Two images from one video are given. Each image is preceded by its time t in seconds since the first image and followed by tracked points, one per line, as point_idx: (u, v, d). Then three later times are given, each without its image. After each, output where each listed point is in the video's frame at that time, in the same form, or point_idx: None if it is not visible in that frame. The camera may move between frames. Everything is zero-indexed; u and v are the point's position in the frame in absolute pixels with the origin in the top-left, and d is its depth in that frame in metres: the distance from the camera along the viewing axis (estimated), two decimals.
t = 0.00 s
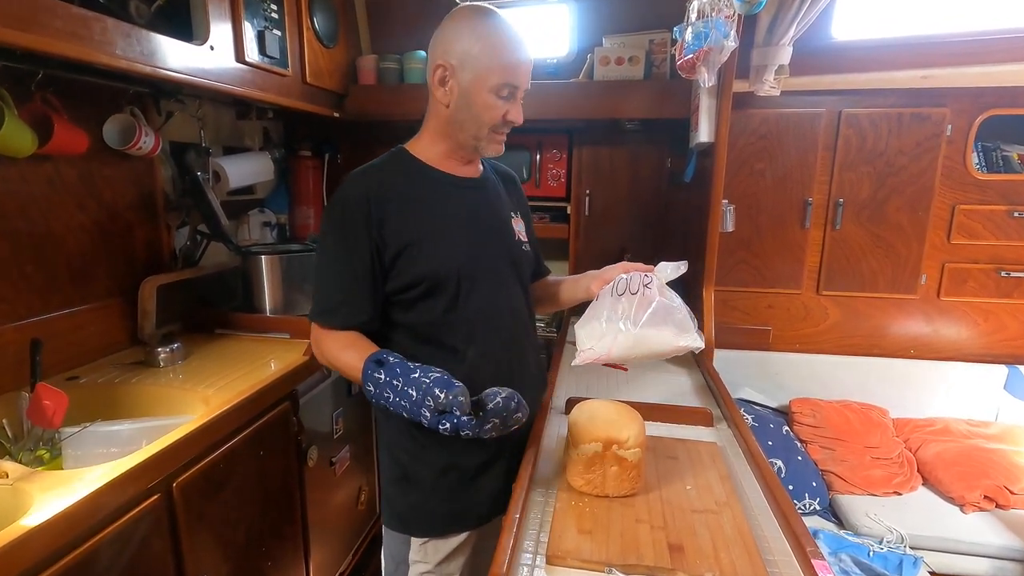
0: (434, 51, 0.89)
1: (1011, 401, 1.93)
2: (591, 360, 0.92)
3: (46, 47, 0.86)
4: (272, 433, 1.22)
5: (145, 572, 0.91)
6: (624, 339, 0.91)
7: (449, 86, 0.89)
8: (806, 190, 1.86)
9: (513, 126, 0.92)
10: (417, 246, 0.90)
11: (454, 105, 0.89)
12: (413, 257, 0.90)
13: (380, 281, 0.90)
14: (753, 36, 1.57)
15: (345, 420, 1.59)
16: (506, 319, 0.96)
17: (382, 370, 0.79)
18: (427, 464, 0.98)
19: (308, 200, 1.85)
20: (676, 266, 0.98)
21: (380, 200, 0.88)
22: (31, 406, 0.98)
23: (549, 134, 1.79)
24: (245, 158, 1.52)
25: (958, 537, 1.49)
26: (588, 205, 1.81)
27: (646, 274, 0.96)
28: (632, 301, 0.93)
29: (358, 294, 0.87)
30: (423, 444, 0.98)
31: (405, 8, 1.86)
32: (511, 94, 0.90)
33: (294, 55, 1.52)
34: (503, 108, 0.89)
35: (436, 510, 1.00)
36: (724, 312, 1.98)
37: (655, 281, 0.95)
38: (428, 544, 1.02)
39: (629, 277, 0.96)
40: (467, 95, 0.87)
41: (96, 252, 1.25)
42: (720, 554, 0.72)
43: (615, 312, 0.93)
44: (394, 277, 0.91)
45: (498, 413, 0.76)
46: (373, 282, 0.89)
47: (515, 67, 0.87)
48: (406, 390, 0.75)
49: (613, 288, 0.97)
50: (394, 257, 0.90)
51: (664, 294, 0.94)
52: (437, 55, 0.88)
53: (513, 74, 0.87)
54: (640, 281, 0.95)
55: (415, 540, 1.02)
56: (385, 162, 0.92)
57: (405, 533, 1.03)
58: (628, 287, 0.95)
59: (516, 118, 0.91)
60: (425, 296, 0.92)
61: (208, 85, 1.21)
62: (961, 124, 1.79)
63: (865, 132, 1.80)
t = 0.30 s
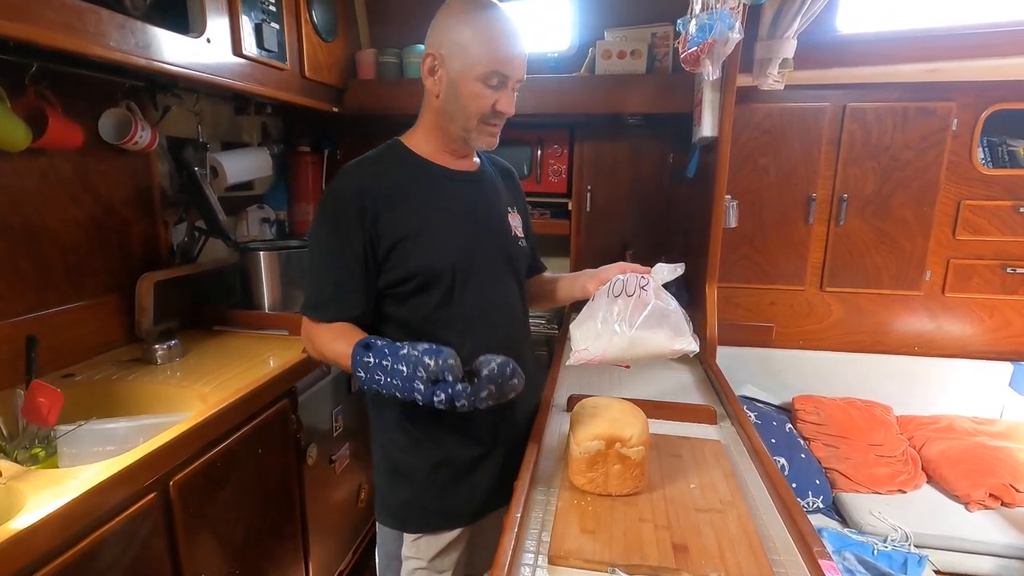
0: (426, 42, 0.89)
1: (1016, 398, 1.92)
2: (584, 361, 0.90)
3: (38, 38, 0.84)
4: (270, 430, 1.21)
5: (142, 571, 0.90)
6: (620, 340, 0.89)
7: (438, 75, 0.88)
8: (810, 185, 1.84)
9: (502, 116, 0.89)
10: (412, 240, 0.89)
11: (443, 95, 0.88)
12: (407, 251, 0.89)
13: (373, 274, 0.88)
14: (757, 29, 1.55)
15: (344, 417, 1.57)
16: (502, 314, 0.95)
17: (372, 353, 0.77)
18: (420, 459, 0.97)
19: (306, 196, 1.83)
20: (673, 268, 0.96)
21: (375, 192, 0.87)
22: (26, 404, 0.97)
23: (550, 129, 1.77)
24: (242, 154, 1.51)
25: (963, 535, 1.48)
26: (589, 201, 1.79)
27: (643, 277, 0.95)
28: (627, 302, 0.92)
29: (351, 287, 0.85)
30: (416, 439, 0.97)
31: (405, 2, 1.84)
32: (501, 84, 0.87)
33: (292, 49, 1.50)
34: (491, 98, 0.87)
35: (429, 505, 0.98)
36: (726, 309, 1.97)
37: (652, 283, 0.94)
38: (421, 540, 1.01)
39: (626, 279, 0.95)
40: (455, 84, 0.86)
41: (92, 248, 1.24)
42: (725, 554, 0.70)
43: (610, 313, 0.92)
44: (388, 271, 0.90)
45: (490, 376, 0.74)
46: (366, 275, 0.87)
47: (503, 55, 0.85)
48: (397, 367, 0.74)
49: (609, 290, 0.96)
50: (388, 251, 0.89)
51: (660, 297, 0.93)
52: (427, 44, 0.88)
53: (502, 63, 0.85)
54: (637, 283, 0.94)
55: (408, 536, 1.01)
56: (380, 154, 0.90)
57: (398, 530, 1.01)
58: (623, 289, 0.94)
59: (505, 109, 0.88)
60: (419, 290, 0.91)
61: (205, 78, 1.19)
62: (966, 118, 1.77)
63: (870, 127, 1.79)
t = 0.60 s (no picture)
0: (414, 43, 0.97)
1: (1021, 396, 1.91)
2: (589, 359, 0.99)
3: (35, 32, 0.83)
4: (271, 428, 1.20)
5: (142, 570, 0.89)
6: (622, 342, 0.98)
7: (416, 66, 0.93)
8: (815, 182, 1.83)
9: (470, 95, 0.87)
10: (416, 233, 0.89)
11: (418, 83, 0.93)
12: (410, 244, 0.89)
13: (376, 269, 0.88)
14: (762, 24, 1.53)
15: (346, 415, 1.57)
16: (504, 304, 0.97)
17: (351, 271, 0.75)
18: (418, 457, 0.96)
19: (307, 193, 1.82)
20: (676, 266, 1.01)
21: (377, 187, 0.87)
22: (25, 403, 0.97)
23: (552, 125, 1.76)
24: (243, 150, 1.50)
25: (969, 534, 1.47)
26: (592, 197, 1.78)
27: (648, 275, 1.01)
28: (632, 301, 1.00)
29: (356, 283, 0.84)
30: (414, 437, 0.96)
31: None
32: (466, 63, 0.87)
33: (292, 45, 1.49)
34: (453, 77, 0.87)
35: (427, 504, 0.97)
36: (729, 306, 1.96)
37: (657, 282, 1.01)
38: (418, 540, 1.00)
39: (631, 277, 1.02)
40: (423, 69, 0.89)
41: (91, 245, 1.23)
42: (732, 554, 0.69)
43: (616, 312, 1.00)
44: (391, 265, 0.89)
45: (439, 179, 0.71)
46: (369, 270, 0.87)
47: (461, 32, 0.86)
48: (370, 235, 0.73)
49: (614, 288, 1.02)
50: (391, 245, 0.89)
51: (665, 297, 1.00)
52: (408, 40, 0.94)
53: (460, 40, 0.86)
54: (642, 282, 1.01)
55: (405, 535, 1.00)
56: (380, 147, 0.90)
57: (396, 529, 1.00)
58: (629, 288, 1.01)
59: (470, 86, 0.87)
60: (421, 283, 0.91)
61: (205, 73, 1.18)
62: (972, 114, 1.76)
63: (875, 123, 1.77)
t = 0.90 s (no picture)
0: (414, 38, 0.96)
1: None
2: (602, 356, 0.90)
3: (37, 30, 0.83)
4: (274, 427, 1.20)
5: (147, 568, 0.89)
6: (637, 335, 0.89)
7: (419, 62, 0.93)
8: (818, 179, 1.82)
9: (475, 89, 0.87)
10: (426, 232, 0.88)
11: (423, 81, 0.92)
12: (420, 243, 0.88)
13: (385, 268, 0.88)
14: (765, 21, 1.53)
15: (348, 413, 1.57)
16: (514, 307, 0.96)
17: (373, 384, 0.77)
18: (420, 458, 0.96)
19: (310, 191, 1.82)
20: (687, 260, 0.98)
21: (387, 183, 0.86)
22: (29, 400, 0.97)
23: (554, 123, 1.76)
24: (244, 148, 1.50)
25: (973, 532, 1.47)
26: (594, 195, 1.78)
27: (659, 270, 0.95)
28: (645, 295, 0.92)
29: (363, 280, 0.84)
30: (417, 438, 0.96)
31: None
32: (469, 56, 0.87)
33: (294, 42, 1.49)
34: (458, 72, 0.87)
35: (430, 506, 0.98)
36: (732, 304, 1.95)
37: (668, 276, 0.95)
38: (418, 542, 1.00)
39: (642, 272, 0.95)
40: (427, 66, 0.89)
41: (94, 243, 1.23)
42: (736, 553, 0.69)
43: (627, 307, 0.92)
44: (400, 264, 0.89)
45: (469, 497, 0.81)
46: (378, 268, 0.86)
47: (462, 27, 0.86)
48: (401, 418, 0.76)
49: (624, 285, 0.96)
50: (401, 244, 0.88)
51: (677, 290, 0.93)
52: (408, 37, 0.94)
53: (462, 34, 0.86)
54: (653, 276, 0.94)
55: (406, 537, 1.00)
56: (390, 144, 0.90)
57: (399, 530, 1.01)
58: (640, 282, 0.94)
59: (475, 80, 0.87)
60: (431, 284, 0.90)
61: (207, 71, 1.18)
62: (976, 111, 1.75)
63: (879, 120, 1.77)
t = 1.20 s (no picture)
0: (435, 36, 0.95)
1: None
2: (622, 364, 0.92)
3: (41, 28, 0.83)
4: (278, 425, 1.20)
5: (153, 565, 0.89)
6: (662, 346, 0.90)
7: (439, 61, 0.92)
8: (821, 176, 1.82)
9: (496, 92, 0.86)
10: (432, 234, 0.88)
11: (443, 82, 0.91)
12: (426, 244, 0.88)
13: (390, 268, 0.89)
14: (768, 19, 1.53)
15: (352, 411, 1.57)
16: (523, 309, 0.94)
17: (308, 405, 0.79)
18: (434, 458, 0.97)
19: (312, 190, 1.83)
20: (704, 268, 0.97)
21: (393, 184, 0.87)
22: (34, 398, 0.97)
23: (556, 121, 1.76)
24: (247, 147, 1.50)
25: (976, 529, 1.47)
26: (596, 193, 1.78)
27: (680, 279, 0.95)
28: (667, 307, 0.92)
29: (363, 277, 0.87)
30: (428, 439, 0.97)
31: None
32: (491, 58, 0.86)
33: (297, 40, 1.48)
34: (479, 74, 0.86)
35: (446, 506, 0.99)
36: (734, 303, 1.95)
37: (689, 285, 0.94)
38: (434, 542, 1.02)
39: (664, 281, 0.94)
40: (448, 66, 0.88)
41: (97, 242, 1.23)
42: (742, 549, 0.69)
43: (649, 316, 0.92)
44: (407, 265, 0.89)
45: (333, 524, 0.77)
46: (383, 268, 0.88)
47: (485, 27, 0.84)
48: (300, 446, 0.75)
49: (646, 294, 0.94)
50: (407, 245, 0.89)
51: (700, 301, 0.93)
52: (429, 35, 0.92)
53: (485, 35, 0.84)
54: (675, 286, 0.94)
55: (422, 538, 1.03)
56: (400, 144, 0.91)
57: (416, 529, 1.02)
58: (662, 293, 0.94)
59: (496, 83, 0.85)
60: (438, 285, 0.90)
61: (210, 70, 1.18)
62: (980, 108, 1.75)
63: (882, 118, 1.76)
